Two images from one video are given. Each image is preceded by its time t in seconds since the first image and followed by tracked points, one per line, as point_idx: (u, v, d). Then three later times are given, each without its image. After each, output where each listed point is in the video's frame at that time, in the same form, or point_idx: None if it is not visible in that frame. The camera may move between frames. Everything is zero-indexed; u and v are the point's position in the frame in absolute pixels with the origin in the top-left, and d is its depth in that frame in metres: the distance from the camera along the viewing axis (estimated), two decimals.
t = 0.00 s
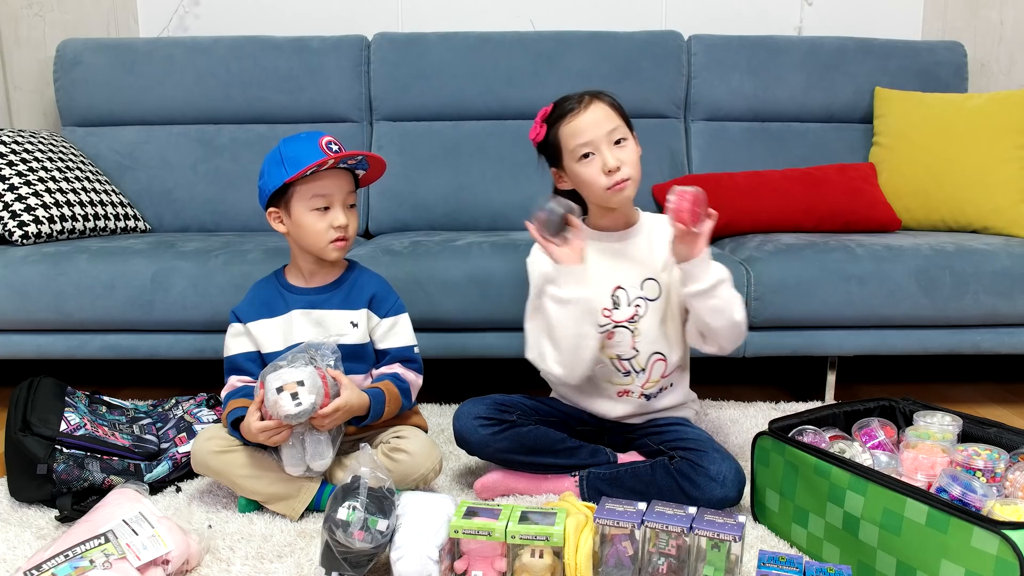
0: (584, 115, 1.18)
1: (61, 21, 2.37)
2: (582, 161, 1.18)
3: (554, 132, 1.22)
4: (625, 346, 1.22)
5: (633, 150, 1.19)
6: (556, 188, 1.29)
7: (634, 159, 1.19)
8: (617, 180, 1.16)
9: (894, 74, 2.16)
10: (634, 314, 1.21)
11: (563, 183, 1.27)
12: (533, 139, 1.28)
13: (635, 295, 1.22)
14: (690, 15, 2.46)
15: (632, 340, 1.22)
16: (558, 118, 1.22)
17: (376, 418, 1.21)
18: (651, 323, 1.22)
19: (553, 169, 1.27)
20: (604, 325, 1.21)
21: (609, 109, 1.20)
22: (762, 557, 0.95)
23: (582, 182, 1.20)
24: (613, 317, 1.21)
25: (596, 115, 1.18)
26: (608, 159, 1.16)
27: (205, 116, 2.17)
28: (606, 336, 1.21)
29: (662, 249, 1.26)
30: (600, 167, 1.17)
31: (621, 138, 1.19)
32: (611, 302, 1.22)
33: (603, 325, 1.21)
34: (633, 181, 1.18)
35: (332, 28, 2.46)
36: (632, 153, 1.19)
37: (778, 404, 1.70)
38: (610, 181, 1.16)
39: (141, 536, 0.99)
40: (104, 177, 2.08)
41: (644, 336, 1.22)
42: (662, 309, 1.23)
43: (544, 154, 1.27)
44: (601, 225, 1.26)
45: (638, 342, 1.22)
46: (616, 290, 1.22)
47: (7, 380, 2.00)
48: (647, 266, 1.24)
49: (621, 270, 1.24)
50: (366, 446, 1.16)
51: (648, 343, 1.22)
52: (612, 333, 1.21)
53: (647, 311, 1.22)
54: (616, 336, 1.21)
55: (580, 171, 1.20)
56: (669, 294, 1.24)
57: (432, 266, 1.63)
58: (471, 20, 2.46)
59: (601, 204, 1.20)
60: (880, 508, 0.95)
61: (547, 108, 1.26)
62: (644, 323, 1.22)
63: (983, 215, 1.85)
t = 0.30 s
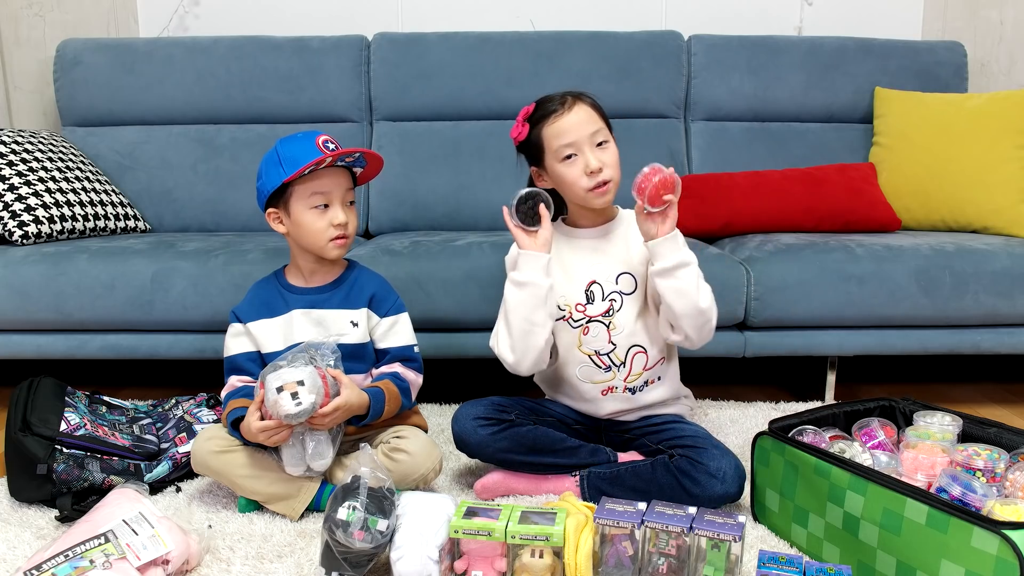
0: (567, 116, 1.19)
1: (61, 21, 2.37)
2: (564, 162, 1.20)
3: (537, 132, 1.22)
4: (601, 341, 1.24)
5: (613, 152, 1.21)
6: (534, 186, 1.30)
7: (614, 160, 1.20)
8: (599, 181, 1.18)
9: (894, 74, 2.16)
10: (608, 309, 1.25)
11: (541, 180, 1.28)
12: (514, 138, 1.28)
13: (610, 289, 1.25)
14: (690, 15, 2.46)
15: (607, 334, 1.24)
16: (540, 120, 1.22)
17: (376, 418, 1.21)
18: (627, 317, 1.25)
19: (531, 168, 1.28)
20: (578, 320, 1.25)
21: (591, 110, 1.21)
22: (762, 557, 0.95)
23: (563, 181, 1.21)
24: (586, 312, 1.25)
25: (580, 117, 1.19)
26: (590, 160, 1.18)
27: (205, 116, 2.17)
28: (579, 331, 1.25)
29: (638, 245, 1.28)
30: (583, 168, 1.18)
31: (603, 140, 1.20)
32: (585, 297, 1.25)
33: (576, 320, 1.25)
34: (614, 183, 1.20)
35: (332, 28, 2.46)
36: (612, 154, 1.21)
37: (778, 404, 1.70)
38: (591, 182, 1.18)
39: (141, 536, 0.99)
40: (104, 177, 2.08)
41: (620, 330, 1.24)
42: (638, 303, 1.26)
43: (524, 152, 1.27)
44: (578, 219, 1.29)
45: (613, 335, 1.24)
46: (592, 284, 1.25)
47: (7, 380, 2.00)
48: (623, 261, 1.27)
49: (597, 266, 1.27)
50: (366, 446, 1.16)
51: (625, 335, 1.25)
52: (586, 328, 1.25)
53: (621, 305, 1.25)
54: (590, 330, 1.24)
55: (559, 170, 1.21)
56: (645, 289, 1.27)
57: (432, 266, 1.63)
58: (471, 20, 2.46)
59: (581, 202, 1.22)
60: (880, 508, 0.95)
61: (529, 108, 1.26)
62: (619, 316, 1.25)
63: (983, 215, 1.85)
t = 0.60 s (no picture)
0: (559, 118, 1.19)
1: (61, 21, 2.37)
2: (556, 164, 1.20)
3: (530, 133, 1.22)
4: (598, 342, 1.25)
5: (606, 154, 1.21)
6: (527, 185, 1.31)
7: (606, 162, 1.21)
8: (590, 183, 1.19)
9: (894, 74, 2.16)
10: (604, 310, 1.25)
11: (534, 180, 1.29)
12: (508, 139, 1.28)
13: (606, 291, 1.26)
14: (690, 15, 2.46)
15: (604, 335, 1.24)
16: (532, 122, 1.22)
17: (375, 417, 1.21)
18: (623, 317, 1.25)
19: (524, 168, 1.29)
20: (575, 321, 1.25)
21: (583, 111, 1.21)
22: (762, 557, 0.95)
23: (555, 183, 1.21)
24: (583, 313, 1.25)
25: (572, 119, 1.19)
26: (582, 162, 1.18)
27: (205, 116, 2.17)
28: (576, 333, 1.25)
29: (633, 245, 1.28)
30: (575, 170, 1.18)
31: (595, 142, 1.20)
32: (582, 299, 1.26)
33: (573, 321, 1.25)
34: (604, 185, 1.20)
35: (332, 28, 2.46)
36: (604, 156, 1.21)
37: (778, 404, 1.70)
38: (583, 184, 1.18)
39: (141, 536, 0.99)
40: (104, 177, 2.08)
41: (616, 330, 1.24)
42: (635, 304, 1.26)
43: (518, 153, 1.28)
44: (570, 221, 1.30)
45: (609, 336, 1.24)
46: (587, 286, 1.26)
47: (7, 380, 2.00)
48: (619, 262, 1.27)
49: (592, 268, 1.27)
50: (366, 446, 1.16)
51: (621, 336, 1.24)
52: (583, 329, 1.25)
53: (618, 306, 1.25)
54: (586, 331, 1.25)
55: (550, 172, 1.21)
56: (642, 290, 1.27)
57: (431, 266, 1.63)
58: (471, 20, 2.46)
59: (572, 204, 1.22)
60: (880, 508, 0.95)
61: (523, 108, 1.26)
62: (616, 317, 1.25)
63: (983, 215, 1.85)
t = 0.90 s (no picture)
0: (584, 124, 1.20)
1: (61, 21, 2.37)
2: (575, 169, 1.21)
3: (552, 133, 1.22)
4: (598, 339, 1.25)
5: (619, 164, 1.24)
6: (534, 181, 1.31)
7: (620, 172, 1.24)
8: (607, 191, 1.21)
9: (894, 74, 2.16)
10: (604, 308, 1.26)
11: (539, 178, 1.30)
12: (522, 133, 1.27)
13: (606, 289, 1.26)
14: (690, 14, 2.46)
15: (604, 333, 1.25)
16: (554, 123, 1.22)
17: (373, 416, 1.21)
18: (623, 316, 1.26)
19: (534, 164, 1.29)
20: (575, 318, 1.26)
21: (604, 118, 1.23)
22: (762, 557, 0.95)
23: (570, 186, 1.23)
24: (583, 311, 1.26)
25: (597, 127, 1.20)
26: (603, 171, 1.20)
27: (204, 116, 2.17)
28: (576, 330, 1.25)
29: (634, 247, 1.29)
30: (594, 176, 1.20)
31: (614, 152, 1.23)
32: (582, 297, 1.26)
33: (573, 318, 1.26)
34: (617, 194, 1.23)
35: (332, 27, 2.46)
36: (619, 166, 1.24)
37: (778, 404, 1.70)
38: (600, 191, 1.20)
39: (141, 536, 0.99)
40: (104, 177, 2.08)
41: (616, 328, 1.25)
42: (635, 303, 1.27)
43: (529, 149, 1.27)
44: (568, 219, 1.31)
45: (610, 334, 1.25)
46: (587, 285, 1.26)
47: (7, 380, 2.00)
48: (619, 262, 1.28)
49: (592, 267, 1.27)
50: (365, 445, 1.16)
51: (621, 334, 1.25)
52: (584, 326, 1.25)
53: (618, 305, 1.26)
54: (587, 329, 1.25)
55: (567, 175, 1.22)
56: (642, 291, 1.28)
57: (431, 266, 1.63)
58: (471, 20, 2.46)
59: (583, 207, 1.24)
60: (880, 508, 0.95)
61: (541, 104, 1.25)
62: (616, 316, 1.25)
63: (983, 215, 1.85)
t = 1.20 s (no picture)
0: (609, 122, 1.21)
1: (61, 21, 2.37)
2: (597, 166, 1.22)
3: (575, 129, 1.24)
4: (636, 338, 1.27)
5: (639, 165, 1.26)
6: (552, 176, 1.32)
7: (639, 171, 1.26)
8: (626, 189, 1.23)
9: (894, 74, 2.16)
10: (642, 308, 1.28)
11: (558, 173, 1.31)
12: (546, 127, 1.29)
13: (639, 289, 1.28)
14: (689, 14, 2.46)
15: (642, 332, 1.27)
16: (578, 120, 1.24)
17: (371, 416, 1.21)
18: (658, 316, 1.28)
19: (554, 159, 1.30)
20: (617, 317, 1.26)
21: (628, 117, 1.24)
22: (762, 557, 0.95)
23: (591, 183, 1.24)
24: (624, 310, 1.27)
25: (622, 125, 1.22)
26: (624, 170, 1.22)
27: (204, 116, 2.17)
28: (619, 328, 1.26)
29: (657, 248, 1.33)
30: (616, 174, 1.22)
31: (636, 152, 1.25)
32: (621, 296, 1.27)
33: (615, 317, 1.26)
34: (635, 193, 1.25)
35: (332, 27, 2.46)
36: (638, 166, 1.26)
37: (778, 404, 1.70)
38: (619, 189, 1.22)
39: (141, 536, 0.99)
40: (104, 177, 2.08)
41: (654, 329, 1.27)
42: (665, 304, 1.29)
43: (551, 145, 1.29)
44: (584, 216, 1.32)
45: (647, 333, 1.27)
46: (621, 286, 1.28)
47: (7, 380, 2.00)
48: (649, 264, 1.31)
49: (624, 268, 1.30)
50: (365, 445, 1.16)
51: (658, 335, 1.28)
52: (625, 325, 1.26)
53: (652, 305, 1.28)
54: (628, 328, 1.26)
55: (588, 172, 1.24)
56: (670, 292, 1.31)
57: (431, 266, 1.63)
58: (471, 20, 2.46)
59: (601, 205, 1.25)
60: (880, 508, 0.95)
61: (565, 99, 1.26)
62: (652, 316, 1.28)
63: (983, 215, 1.85)
